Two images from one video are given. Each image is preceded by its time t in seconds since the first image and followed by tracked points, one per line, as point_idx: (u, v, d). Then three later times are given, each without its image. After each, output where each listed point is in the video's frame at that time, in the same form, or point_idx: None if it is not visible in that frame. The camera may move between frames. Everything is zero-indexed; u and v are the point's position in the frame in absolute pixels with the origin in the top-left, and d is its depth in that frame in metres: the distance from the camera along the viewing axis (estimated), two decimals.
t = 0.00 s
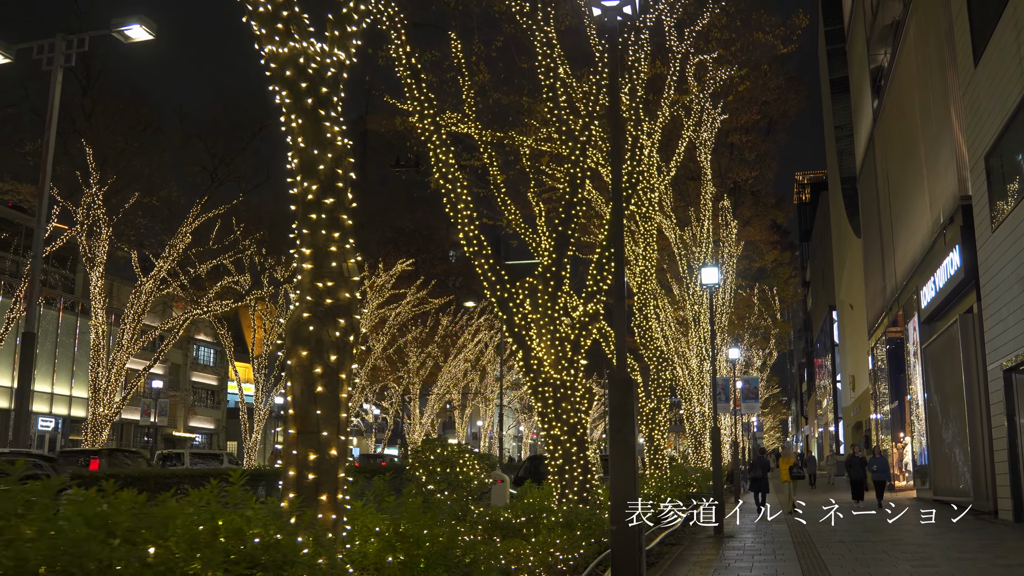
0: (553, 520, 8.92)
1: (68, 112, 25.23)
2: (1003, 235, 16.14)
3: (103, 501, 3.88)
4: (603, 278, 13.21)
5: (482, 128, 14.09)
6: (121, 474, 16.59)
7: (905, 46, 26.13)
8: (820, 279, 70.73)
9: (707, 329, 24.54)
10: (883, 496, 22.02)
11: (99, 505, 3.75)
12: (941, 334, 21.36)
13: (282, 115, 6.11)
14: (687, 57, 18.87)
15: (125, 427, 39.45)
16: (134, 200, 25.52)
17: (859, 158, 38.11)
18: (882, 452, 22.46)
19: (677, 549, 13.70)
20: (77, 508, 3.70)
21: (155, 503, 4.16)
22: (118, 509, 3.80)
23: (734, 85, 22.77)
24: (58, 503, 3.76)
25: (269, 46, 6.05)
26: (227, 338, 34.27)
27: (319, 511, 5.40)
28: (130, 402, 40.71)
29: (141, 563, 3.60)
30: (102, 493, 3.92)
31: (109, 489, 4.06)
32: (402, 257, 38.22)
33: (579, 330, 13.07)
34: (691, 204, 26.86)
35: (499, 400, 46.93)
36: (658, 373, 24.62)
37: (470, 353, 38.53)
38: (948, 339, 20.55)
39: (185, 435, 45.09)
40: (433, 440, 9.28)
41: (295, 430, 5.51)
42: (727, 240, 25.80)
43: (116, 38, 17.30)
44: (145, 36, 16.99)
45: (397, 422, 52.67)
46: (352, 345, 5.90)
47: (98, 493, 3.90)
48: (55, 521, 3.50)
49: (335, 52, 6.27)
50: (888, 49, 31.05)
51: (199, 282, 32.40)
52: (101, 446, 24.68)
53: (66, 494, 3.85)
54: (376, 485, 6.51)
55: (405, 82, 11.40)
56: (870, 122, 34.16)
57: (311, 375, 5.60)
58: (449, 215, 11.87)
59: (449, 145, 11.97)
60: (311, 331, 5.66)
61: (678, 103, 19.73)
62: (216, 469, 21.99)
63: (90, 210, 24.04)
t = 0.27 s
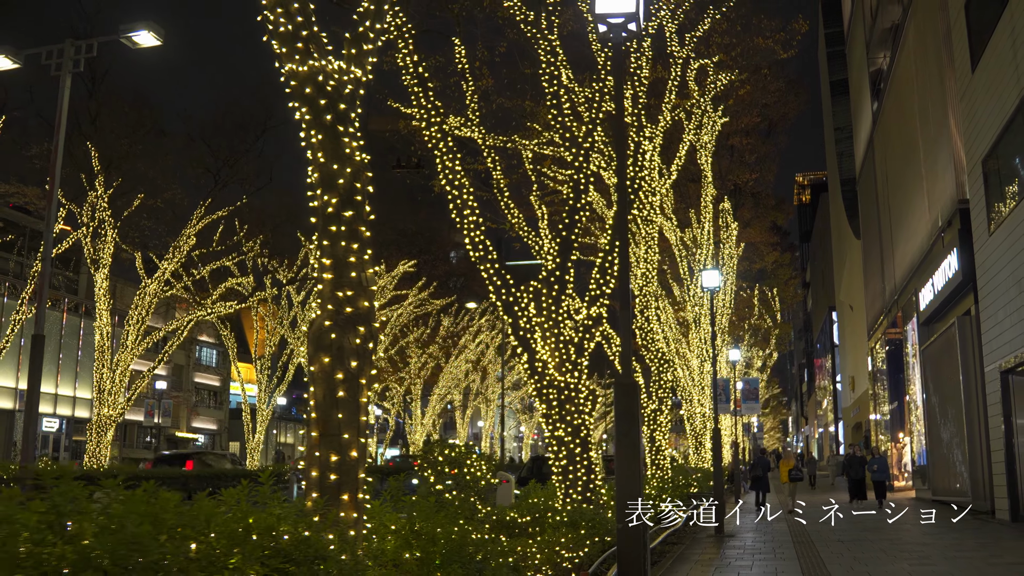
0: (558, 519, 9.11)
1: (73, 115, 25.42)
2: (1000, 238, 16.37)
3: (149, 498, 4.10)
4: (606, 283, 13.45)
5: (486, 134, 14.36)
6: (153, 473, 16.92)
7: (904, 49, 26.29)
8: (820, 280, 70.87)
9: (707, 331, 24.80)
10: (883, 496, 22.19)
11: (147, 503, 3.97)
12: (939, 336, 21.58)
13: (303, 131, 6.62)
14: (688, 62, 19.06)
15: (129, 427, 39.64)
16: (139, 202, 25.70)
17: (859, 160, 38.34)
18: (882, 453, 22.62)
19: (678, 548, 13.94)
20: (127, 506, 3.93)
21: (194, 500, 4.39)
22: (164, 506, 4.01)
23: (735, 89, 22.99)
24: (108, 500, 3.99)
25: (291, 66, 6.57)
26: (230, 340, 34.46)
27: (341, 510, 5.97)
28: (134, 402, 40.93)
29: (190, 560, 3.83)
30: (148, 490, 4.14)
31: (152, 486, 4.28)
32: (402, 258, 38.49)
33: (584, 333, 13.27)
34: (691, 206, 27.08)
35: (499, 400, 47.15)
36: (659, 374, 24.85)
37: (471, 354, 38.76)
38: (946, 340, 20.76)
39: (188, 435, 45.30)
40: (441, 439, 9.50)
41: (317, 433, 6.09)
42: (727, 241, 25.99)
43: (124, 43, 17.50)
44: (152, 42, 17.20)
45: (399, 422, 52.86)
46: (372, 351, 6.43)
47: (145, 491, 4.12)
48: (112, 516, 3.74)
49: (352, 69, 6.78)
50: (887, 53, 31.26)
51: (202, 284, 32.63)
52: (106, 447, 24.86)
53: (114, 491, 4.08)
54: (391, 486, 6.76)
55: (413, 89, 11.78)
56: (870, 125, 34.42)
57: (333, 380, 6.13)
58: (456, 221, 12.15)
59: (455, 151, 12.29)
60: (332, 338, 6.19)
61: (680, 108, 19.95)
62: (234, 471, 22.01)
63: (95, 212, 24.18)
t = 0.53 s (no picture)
0: (565, 517, 9.27)
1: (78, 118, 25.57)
2: (999, 241, 16.56)
3: (191, 493, 4.27)
4: (609, 286, 13.69)
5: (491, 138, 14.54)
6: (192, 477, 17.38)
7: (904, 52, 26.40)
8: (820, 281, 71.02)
9: (708, 332, 24.95)
10: (883, 496, 22.36)
11: (188, 499, 4.15)
12: (939, 336, 21.74)
13: (323, 143, 7.06)
14: (689, 66, 19.21)
15: (131, 428, 39.79)
16: (143, 204, 25.86)
17: (859, 161, 38.52)
18: (882, 453, 22.77)
19: (680, 547, 14.14)
20: (168, 503, 4.12)
21: (230, 498, 4.56)
22: (205, 501, 4.19)
23: (735, 92, 23.17)
24: (151, 497, 4.15)
25: (312, 81, 7.00)
26: (233, 341, 34.63)
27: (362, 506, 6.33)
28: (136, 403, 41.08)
29: (231, 557, 4.01)
30: (189, 486, 4.31)
31: (191, 482, 4.45)
32: (403, 259, 38.68)
33: (587, 336, 13.51)
34: (692, 208, 27.25)
35: (500, 401, 47.33)
36: (660, 374, 25.01)
37: (472, 355, 38.96)
38: (945, 341, 20.95)
39: (190, 436, 45.44)
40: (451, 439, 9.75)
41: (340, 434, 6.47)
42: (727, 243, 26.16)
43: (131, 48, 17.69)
44: (159, 47, 17.38)
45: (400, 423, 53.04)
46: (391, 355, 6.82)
47: (186, 486, 4.29)
48: (161, 512, 3.93)
49: (370, 84, 7.25)
50: (886, 55, 31.44)
51: (205, 285, 32.77)
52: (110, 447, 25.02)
53: (156, 488, 4.26)
54: (406, 485, 6.98)
55: (420, 96, 12.20)
56: (869, 126, 34.60)
57: (355, 384, 6.54)
58: (462, 226, 12.39)
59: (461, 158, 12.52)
60: (354, 343, 6.61)
61: (681, 111, 20.13)
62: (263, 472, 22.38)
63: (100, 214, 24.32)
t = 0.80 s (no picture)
0: (569, 517, 9.43)
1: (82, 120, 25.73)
2: (996, 244, 16.78)
3: (227, 490, 4.47)
4: (613, 289, 13.89)
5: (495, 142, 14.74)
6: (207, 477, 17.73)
7: (905, 55, 26.52)
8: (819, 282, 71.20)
9: (709, 333, 25.13)
10: (882, 496, 22.55)
11: (226, 494, 4.37)
12: (937, 338, 21.93)
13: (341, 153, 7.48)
14: (690, 71, 19.39)
15: (134, 429, 39.95)
16: (146, 205, 26.02)
17: (859, 162, 38.71)
18: (882, 453, 22.92)
19: (682, 545, 14.35)
20: (205, 498, 4.33)
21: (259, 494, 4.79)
22: (239, 496, 4.41)
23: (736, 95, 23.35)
24: (189, 494, 4.38)
25: (331, 94, 7.40)
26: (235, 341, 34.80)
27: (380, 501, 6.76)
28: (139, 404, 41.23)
29: (270, 550, 4.23)
30: (222, 483, 4.52)
31: (223, 479, 4.66)
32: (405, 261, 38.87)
33: (591, 338, 13.72)
34: (693, 210, 27.44)
35: (501, 402, 47.49)
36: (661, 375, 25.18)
37: (473, 355, 39.14)
38: (943, 342, 21.18)
39: (193, 436, 45.59)
40: (459, 439, 10.00)
41: (360, 435, 6.94)
42: (727, 244, 26.33)
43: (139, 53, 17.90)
44: (167, 52, 17.58)
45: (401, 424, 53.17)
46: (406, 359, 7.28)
47: (222, 483, 4.50)
48: (205, 508, 4.15)
49: (385, 97, 7.61)
50: (886, 58, 31.63)
51: (208, 286, 32.93)
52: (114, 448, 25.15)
53: (194, 483, 4.48)
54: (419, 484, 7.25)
55: (427, 102, 12.60)
56: (869, 129, 34.80)
57: (373, 386, 7.00)
58: (468, 229, 12.65)
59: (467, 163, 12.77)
60: (373, 347, 7.08)
61: (682, 115, 20.32)
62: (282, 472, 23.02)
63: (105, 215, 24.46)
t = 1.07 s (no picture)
0: (573, 515, 9.61)
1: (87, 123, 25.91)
2: (993, 246, 16.98)
3: (256, 486, 4.70)
4: (615, 291, 14.12)
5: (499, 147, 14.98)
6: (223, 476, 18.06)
7: (904, 58, 26.69)
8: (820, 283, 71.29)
9: (710, 333, 25.32)
10: (882, 496, 22.72)
11: (256, 490, 4.60)
12: (936, 339, 22.14)
13: (357, 164, 7.74)
14: (691, 75, 19.58)
15: (138, 429, 40.12)
16: (151, 207, 26.20)
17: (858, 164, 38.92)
18: (882, 453, 23.10)
19: (683, 544, 14.55)
20: (235, 493, 4.57)
21: (282, 491, 5.00)
22: (269, 491, 4.65)
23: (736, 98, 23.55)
24: (216, 490, 4.59)
25: (346, 106, 7.67)
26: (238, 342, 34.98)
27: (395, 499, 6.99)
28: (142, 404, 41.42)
29: (299, 542, 4.45)
30: (250, 480, 4.75)
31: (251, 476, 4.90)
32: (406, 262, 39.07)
33: (594, 339, 13.94)
34: (693, 211, 27.63)
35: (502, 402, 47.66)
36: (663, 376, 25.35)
37: (475, 356, 39.32)
38: (942, 343, 21.41)
39: (196, 437, 45.78)
40: (466, 439, 10.22)
41: (376, 434, 7.19)
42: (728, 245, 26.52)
43: (146, 57, 18.10)
44: (173, 57, 17.79)
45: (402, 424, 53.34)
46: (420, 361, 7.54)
47: (251, 479, 4.73)
48: (239, 504, 4.38)
49: (398, 108, 7.87)
50: (885, 60, 31.83)
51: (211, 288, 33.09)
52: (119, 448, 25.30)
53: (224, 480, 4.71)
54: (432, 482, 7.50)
55: (433, 109, 12.81)
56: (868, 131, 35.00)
57: (388, 389, 7.26)
58: (474, 234, 12.87)
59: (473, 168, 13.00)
60: (389, 351, 7.35)
61: (683, 118, 20.52)
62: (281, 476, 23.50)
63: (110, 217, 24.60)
